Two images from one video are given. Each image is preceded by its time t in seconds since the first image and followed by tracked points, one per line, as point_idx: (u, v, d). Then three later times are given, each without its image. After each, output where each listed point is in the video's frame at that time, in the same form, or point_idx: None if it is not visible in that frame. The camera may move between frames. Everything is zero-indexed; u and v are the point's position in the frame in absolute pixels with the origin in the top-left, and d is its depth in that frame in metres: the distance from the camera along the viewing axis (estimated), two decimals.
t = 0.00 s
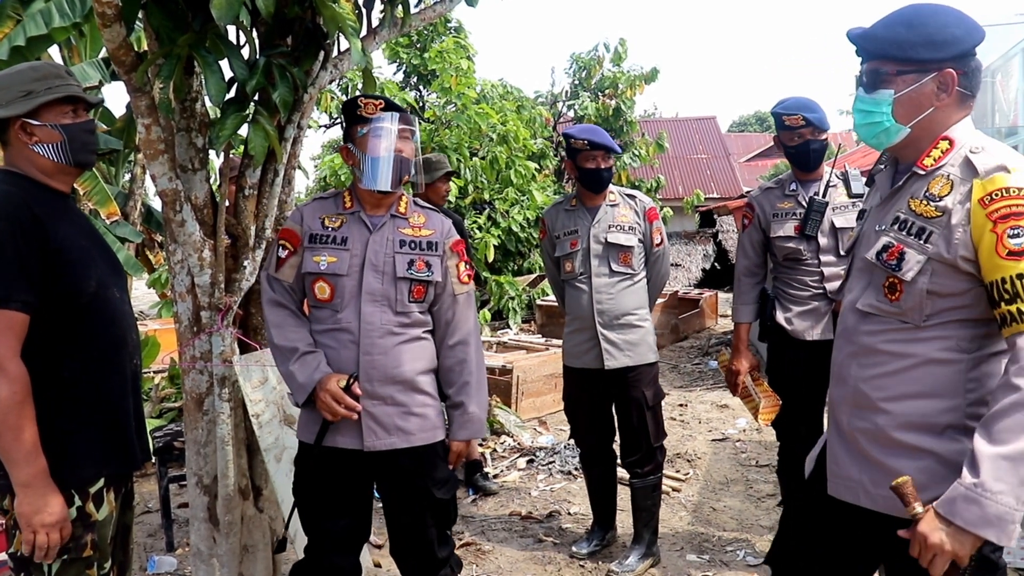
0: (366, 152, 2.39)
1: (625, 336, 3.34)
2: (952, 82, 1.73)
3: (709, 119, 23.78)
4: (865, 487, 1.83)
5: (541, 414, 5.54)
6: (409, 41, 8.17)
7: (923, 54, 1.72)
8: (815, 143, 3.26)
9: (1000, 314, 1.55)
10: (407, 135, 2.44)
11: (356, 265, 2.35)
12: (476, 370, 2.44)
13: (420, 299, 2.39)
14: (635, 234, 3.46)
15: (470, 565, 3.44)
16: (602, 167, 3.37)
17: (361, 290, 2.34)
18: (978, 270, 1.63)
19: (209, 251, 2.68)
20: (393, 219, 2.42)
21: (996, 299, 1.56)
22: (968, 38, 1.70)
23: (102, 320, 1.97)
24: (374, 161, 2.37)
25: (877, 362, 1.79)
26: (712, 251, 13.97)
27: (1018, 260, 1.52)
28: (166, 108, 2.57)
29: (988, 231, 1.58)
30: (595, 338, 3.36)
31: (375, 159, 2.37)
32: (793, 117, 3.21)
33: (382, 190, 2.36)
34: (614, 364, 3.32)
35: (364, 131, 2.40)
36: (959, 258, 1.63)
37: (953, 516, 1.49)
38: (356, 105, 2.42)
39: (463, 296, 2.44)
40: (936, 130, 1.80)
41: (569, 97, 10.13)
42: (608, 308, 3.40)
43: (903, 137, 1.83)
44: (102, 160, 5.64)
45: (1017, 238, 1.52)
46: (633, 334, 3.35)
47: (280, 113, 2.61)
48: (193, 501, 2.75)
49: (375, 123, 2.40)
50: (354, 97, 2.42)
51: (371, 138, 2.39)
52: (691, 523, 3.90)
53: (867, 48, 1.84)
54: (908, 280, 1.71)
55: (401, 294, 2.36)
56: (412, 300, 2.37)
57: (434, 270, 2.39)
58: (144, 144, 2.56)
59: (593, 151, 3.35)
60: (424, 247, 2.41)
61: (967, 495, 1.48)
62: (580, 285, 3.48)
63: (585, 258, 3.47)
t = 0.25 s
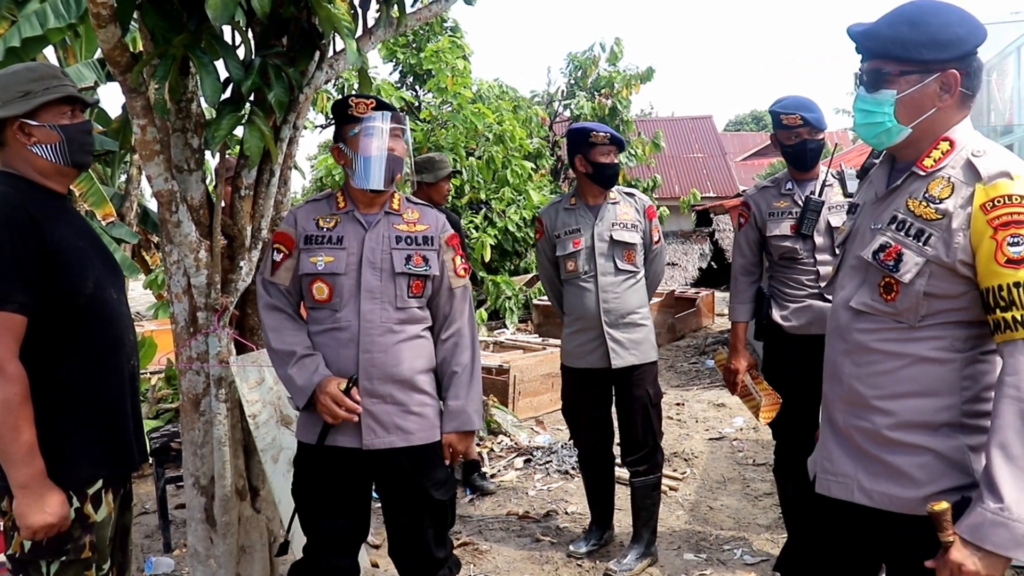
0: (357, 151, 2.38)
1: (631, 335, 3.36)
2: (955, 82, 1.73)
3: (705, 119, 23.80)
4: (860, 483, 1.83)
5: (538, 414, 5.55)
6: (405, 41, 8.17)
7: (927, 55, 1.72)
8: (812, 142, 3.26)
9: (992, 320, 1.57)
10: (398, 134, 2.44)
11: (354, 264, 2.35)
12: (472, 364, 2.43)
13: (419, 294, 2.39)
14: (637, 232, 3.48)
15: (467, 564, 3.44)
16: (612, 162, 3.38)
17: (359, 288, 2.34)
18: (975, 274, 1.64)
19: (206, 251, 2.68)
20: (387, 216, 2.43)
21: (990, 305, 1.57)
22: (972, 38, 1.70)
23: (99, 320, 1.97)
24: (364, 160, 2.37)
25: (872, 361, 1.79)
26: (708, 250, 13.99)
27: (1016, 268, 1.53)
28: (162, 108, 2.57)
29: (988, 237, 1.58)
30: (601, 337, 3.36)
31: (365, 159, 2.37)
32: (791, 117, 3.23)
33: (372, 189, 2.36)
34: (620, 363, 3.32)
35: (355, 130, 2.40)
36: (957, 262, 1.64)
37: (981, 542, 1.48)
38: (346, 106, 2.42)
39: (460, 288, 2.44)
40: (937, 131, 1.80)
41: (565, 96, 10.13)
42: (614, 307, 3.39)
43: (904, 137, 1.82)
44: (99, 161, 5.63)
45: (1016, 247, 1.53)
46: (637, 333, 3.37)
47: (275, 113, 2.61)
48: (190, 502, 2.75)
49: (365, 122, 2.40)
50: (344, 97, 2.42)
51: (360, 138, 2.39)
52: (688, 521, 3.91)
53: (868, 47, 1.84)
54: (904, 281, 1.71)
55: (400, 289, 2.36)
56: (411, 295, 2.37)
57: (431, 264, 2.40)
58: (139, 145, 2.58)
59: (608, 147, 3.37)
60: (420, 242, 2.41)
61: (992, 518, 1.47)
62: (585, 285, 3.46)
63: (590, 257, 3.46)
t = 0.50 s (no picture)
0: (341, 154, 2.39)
1: (633, 334, 3.39)
2: (956, 82, 1.74)
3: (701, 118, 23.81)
4: (853, 478, 1.83)
5: (534, 413, 5.55)
6: (402, 40, 8.17)
7: (930, 55, 1.73)
8: (808, 142, 3.27)
9: (995, 323, 1.58)
10: (379, 133, 2.42)
11: (348, 262, 2.35)
12: (471, 356, 2.42)
13: (415, 288, 2.38)
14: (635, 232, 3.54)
15: (464, 564, 3.44)
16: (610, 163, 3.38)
17: (355, 286, 2.34)
18: (975, 276, 1.65)
19: (202, 251, 2.68)
20: (379, 214, 2.42)
21: (996, 309, 1.58)
22: (974, 39, 1.70)
23: (95, 320, 1.97)
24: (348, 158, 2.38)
25: (868, 359, 1.79)
26: (704, 250, 14.00)
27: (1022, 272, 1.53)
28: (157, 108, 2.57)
29: (994, 241, 1.58)
30: (605, 337, 3.37)
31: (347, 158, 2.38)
32: (787, 116, 3.23)
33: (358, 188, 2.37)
34: (625, 362, 3.35)
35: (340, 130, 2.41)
36: (960, 264, 1.64)
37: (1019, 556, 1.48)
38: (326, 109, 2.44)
39: (455, 282, 2.43)
40: (936, 131, 1.81)
41: (561, 96, 10.13)
42: (619, 306, 3.42)
43: (904, 136, 1.82)
44: (94, 161, 5.61)
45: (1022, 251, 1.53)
46: (637, 332, 3.41)
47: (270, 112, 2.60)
48: (186, 502, 2.75)
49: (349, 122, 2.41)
50: (323, 100, 2.44)
51: (343, 137, 2.40)
52: (684, 521, 3.91)
53: (869, 45, 1.84)
54: (905, 281, 1.71)
55: (397, 284, 2.35)
56: (407, 290, 2.37)
57: (426, 257, 2.39)
58: (135, 144, 2.58)
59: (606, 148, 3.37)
60: (413, 237, 2.41)
61: None
62: (589, 285, 3.45)
63: (592, 257, 3.46)
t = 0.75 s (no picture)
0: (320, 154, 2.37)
1: (622, 335, 3.39)
2: (957, 86, 1.74)
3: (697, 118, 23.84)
4: (838, 473, 1.84)
5: (531, 413, 5.55)
6: (398, 40, 8.16)
7: (932, 58, 1.73)
8: (802, 142, 3.28)
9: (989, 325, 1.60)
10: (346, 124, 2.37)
11: (341, 263, 2.35)
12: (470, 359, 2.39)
13: (408, 290, 2.37)
14: (628, 234, 3.53)
15: (460, 564, 3.44)
16: (585, 165, 3.36)
17: (347, 286, 2.34)
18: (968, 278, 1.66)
19: (197, 250, 2.67)
20: (376, 214, 2.42)
21: (989, 311, 1.60)
22: (976, 43, 1.71)
23: (89, 322, 1.96)
24: (323, 155, 2.36)
25: (858, 355, 1.79)
26: (700, 250, 14.02)
27: (1019, 276, 1.54)
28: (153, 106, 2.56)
29: (991, 244, 1.59)
30: (594, 337, 3.38)
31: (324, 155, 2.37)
32: (781, 117, 3.24)
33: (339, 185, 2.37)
34: (614, 363, 3.35)
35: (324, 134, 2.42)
36: (954, 265, 1.65)
37: None
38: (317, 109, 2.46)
39: (452, 285, 2.39)
40: (935, 133, 1.82)
41: (557, 96, 10.13)
42: (608, 307, 3.42)
43: (902, 137, 1.83)
44: (91, 160, 5.59)
45: (1020, 255, 1.54)
46: (627, 333, 3.41)
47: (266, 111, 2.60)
48: (182, 502, 2.74)
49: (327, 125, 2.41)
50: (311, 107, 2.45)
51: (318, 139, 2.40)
52: (681, 520, 3.92)
53: (873, 44, 1.84)
54: (899, 279, 1.72)
55: (389, 286, 2.35)
56: (400, 292, 2.35)
57: (420, 260, 2.38)
58: (131, 143, 2.56)
59: (577, 150, 3.35)
60: (409, 238, 2.39)
61: None
62: (579, 285, 3.45)
63: (584, 257, 3.47)
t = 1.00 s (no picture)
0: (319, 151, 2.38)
1: (608, 337, 3.37)
2: (953, 90, 1.74)
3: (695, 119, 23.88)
4: (830, 474, 1.85)
5: (527, 413, 5.56)
6: (396, 40, 8.17)
7: (927, 62, 1.73)
8: (798, 144, 3.28)
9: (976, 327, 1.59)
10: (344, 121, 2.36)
11: (332, 264, 2.36)
12: (463, 365, 2.37)
13: (399, 295, 2.35)
14: (618, 235, 3.48)
15: (456, 564, 3.44)
16: (564, 166, 3.38)
17: (337, 288, 2.34)
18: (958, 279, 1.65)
19: (194, 248, 2.67)
20: (372, 217, 2.41)
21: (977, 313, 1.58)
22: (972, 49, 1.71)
23: (84, 322, 1.96)
24: (323, 154, 2.36)
25: (851, 355, 1.80)
26: (697, 251, 14.05)
27: (1006, 279, 1.54)
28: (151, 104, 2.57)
29: (980, 245, 1.59)
30: (577, 338, 3.38)
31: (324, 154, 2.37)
32: (776, 119, 3.24)
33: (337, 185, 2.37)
34: (597, 364, 3.34)
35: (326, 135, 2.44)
36: (944, 267, 1.65)
37: (983, 557, 1.50)
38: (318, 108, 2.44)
39: (446, 290, 2.35)
40: (932, 138, 1.81)
41: (555, 96, 10.14)
42: (591, 309, 3.41)
43: (898, 141, 1.83)
44: (87, 158, 5.59)
45: (1007, 258, 1.54)
46: (614, 334, 3.39)
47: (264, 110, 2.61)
48: (178, 500, 2.74)
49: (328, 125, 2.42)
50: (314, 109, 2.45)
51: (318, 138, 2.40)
52: (677, 520, 3.92)
53: (872, 48, 1.84)
54: (891, 280, 1.72)
55: (377, 290, 2.33)
56: (389, 296, 2.34)
57: (411, 265, 2.35)
58: (128, 141, 2.58)
59: (557, 152, 3.38)
60: (401, 243, 2.37)
61: (993, 531, 1.49)
62: (562, 286, 3.47)
63: (568, 257, 3.47)
